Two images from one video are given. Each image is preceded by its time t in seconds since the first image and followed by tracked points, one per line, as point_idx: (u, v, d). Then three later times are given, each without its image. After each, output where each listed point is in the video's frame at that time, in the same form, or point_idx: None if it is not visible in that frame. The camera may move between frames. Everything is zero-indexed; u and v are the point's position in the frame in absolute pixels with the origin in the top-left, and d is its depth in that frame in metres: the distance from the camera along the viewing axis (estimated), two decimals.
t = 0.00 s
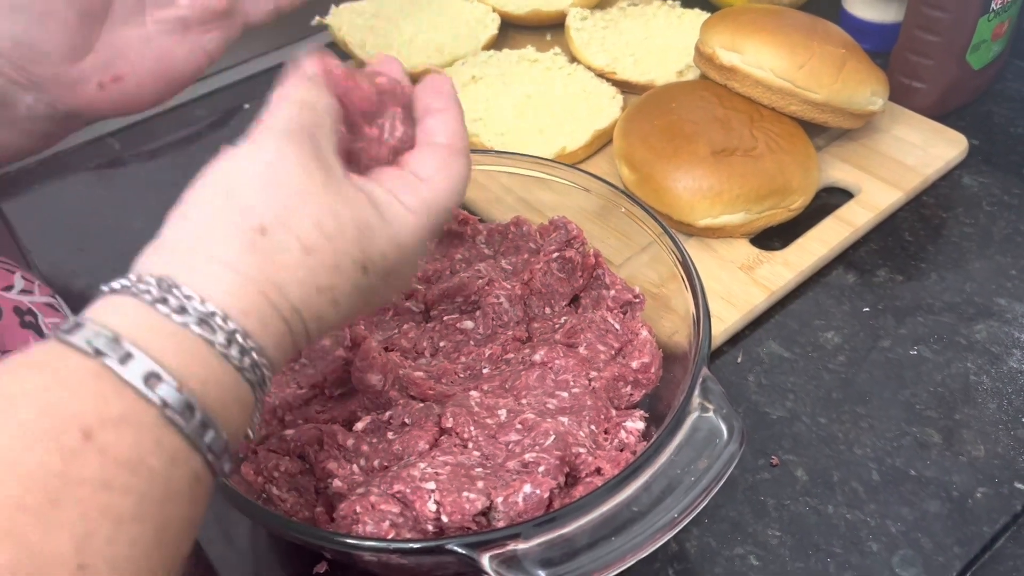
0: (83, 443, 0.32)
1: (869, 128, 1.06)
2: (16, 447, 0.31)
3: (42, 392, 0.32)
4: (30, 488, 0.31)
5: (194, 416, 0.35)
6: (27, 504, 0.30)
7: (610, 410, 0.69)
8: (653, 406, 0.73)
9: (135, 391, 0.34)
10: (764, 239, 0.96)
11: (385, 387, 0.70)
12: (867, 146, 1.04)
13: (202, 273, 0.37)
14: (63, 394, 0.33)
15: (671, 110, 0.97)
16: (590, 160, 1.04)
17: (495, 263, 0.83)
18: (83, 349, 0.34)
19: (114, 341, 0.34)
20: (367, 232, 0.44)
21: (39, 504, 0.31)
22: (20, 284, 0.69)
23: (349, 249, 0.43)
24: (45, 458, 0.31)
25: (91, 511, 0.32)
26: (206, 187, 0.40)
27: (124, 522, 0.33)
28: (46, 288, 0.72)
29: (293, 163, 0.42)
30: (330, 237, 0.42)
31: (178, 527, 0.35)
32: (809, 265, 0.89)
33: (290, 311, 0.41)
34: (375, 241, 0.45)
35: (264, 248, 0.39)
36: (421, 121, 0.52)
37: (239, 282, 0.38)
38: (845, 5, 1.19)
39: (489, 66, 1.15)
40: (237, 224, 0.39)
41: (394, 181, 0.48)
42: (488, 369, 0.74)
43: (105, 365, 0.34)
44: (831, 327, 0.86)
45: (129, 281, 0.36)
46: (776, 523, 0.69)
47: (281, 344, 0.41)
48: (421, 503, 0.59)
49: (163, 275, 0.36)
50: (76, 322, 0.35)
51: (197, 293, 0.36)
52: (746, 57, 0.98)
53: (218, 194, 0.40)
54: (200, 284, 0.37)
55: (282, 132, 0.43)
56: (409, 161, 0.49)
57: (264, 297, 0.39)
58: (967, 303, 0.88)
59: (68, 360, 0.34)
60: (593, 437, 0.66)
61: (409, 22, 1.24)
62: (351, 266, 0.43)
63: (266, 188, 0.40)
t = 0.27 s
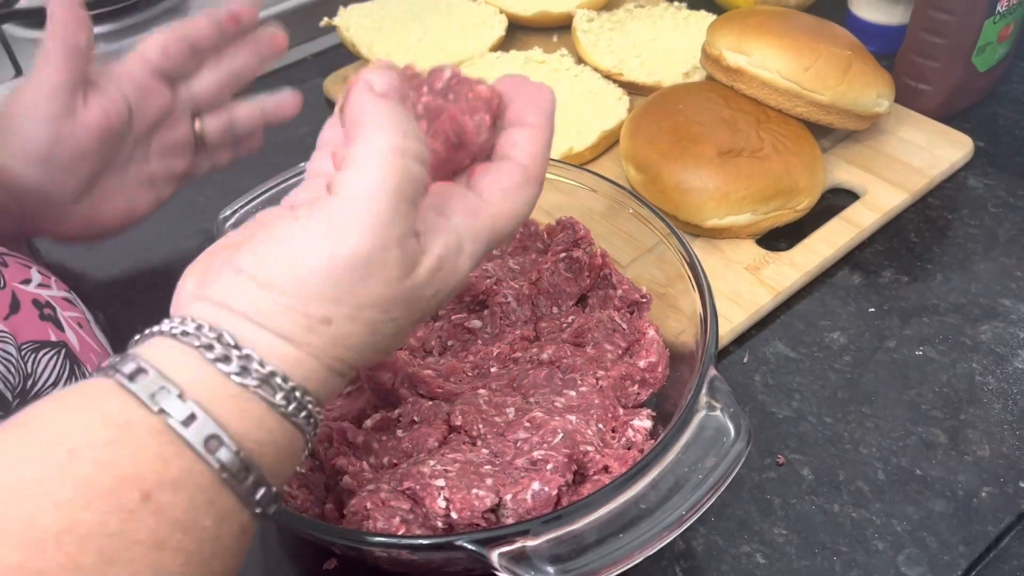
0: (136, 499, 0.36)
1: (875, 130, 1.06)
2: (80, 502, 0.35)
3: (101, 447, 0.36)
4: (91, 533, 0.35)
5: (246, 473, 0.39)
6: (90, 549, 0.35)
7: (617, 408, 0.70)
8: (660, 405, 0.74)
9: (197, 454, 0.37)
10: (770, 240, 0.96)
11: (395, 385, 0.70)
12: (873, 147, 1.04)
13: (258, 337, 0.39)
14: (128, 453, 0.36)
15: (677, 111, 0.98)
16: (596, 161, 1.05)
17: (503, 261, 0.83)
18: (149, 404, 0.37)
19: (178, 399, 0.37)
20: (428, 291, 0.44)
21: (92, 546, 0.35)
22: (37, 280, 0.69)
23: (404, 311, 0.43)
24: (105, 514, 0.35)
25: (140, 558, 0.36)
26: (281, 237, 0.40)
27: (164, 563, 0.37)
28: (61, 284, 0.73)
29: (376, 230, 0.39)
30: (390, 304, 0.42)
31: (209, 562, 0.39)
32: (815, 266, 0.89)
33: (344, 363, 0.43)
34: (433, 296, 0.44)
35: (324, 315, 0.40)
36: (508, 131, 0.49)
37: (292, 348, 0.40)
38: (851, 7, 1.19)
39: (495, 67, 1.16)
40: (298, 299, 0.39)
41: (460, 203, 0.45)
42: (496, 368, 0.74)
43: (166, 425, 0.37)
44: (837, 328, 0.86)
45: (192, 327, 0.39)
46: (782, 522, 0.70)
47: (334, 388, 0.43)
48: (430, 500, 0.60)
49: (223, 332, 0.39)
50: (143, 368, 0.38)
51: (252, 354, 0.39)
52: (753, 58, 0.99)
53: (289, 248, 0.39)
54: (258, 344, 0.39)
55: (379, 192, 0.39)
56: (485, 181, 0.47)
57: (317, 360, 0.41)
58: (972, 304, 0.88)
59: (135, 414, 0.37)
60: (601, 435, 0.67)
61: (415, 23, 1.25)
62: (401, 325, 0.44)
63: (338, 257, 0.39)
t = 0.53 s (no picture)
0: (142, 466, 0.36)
1: (878, 128, 1.06)
2: (87, 471, 0.35)
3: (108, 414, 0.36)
4: (100, 501, 0.35)
5: (250, 445, 0.39)
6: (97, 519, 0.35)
7: (617, 404, 0.70)
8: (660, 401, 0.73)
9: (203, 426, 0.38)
10: (772, 236, 0.96)
11: (395, 380, 0.71)
12: (875, 145, 1.04)
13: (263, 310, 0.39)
14: (134, 424, 0.36)
15: (679, 108, 0.98)
16: (598, 158, 1.05)
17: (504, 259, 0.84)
18: (153, 378, 0.37)
19: (183, 374, 0.38)
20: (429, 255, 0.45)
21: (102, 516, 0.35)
22: (31, 273, 0.70)
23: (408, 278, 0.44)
24: (114, 484, 0.36)
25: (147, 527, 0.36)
26: (263, 212, 0.41)
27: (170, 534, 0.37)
28: (56, 277, 0.73)
29: (368, 195, 0.41)
30: (394, 276, 0.43)
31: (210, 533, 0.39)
32: (816, 263, 0.89)
33: (348, 336, 0.43)
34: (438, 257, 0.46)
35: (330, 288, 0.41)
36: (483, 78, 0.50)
37: (298, 322, 0.40)
38: (854, 5, 1.19)
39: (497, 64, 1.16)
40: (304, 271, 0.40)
41: (451, 177, 0.47)
42: (496, 364, 0.74)
43: (172, 399, 0.37)
44: (838, 325, 0.86)
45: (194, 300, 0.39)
46: (781, 519, 0.70)
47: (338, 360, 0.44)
48: (428, 495, 0.60)
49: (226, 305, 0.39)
50: (147, 343, 0.38)
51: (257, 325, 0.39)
52: (755, 55, 0.99)
53: (288, 224, 0.40)
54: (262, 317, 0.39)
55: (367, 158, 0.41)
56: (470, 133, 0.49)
57: (324, 334, 0.42)
58: (974, 302, 0.88)
59: (140, 388, 0.37)
60: (600, 431, 0.67)
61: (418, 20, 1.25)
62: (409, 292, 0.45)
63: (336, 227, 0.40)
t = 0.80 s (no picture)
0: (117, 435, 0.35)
1: (881, 128, 1.06)
2: (60, 443, 0.34)
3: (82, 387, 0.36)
4: (73, 471, 0.34)
5: (230, 411, 0.39)
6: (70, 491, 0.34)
7: (618, 404, 0.70)
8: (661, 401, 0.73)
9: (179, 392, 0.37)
10: (775, 237, 0.96)
11: (396, 379, 0.71)
12: (878, 145, 1.04)
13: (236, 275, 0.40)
14: (109, 393, 0.36)
15: (682, 108, 0.98)
16: (601, 158, 1.05)
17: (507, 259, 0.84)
18: (129, 345, 0.37)
19: (159, 340, 0.38)
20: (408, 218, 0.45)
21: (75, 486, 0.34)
22: (29, 274, 0.70)
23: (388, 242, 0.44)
24: (88, 454, 0.35)
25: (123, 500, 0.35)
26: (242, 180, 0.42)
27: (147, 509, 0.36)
28: (57, 279, 0.74)
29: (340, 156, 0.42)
30: (371, 237, 0.43)
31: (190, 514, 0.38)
32: (819, 264, 0.89)
33: (327, 300, 0.43)
34: (418, 220, 0.46)
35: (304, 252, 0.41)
36: (455, 48, 0.50)
37: (275, 281, 0.40)
38: (858, 5, 1.19)
39: (501, 64, 1.16)
40: (276, 230, 0.40)
41: (428, 144, 0.47)
42: (497, 363, 0.74)
43: (147, 365, 0.37)
44: (841, 325, 0.86)
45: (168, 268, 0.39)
46: (782, 518, 0.70)
47: (321, 326, 0.44)
48: (430, 493, 0.60)
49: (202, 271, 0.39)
50: (123, 312, 0.38)
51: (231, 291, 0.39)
52: (758, 56, 0.99)
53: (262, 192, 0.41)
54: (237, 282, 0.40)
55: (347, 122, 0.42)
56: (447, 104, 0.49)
57: (303, 297, 0.42)
58: (977, 303, 0.88)
59: (114, 357, 0.37)
60: (601, 430, 0.67)
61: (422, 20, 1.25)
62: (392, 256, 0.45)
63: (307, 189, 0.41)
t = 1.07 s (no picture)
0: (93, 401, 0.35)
1: (887, 133, 1.06)
2: (38, 413, 0.34)
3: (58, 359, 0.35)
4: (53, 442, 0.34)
5: (209, 374, 0.38)
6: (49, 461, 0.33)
7: (621, 411, 0.70)
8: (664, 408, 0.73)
9: (156, 356, 0.37)
10: (779, 242, 0.96)
11: (399, 384, 0.71)
12: (884, 150, 1.03)
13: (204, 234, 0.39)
14: (85, 361, 0.35)
15: (687, 113, 0.98)
16: (606, 163, 1.05)
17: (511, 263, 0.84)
18: (102, 313, 0.37)
19: (132, 305, 0.37)
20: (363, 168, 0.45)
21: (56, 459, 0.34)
22: (30, 277, 0.70)
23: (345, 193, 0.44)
24: (67, 422, 0.34)
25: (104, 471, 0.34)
26: (183, 146, 0.42)
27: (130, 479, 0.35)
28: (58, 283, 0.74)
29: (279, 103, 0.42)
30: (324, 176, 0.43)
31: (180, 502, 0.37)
32: (824, 270, 0.89)
33: (292, 249, 0.42)
34: (373, 169, 0.45)
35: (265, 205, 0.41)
36: (399, 9, 0.50)
37: (237, 231, 0.40)
38: (865, 9, 1.19)
39: (506, 68, 1.16)
40: (226, 177, 0.40)
41: (381, 99, 0.47)
42: (500, 369, 0.74)
43: (120, 331, 0.36)
44: (845, 331, 0.86)
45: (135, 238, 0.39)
46: (786, 527, 0.69)
47: (292, 285, 0.43)
48: (432, 500, 0.60)
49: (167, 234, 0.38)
50: (97, 283, 0.38)
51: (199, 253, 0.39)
52: (763, 61, 0.99)
53: (212, 154, 0.41)
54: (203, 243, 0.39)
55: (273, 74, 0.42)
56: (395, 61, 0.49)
57: (270, 247, 0.41)
58: (982, 310, 0.87)
59: (88, 325, 0.36)
60: (604, 438, 0.67)
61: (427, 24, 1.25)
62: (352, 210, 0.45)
63: (261, 143, 0.41)
